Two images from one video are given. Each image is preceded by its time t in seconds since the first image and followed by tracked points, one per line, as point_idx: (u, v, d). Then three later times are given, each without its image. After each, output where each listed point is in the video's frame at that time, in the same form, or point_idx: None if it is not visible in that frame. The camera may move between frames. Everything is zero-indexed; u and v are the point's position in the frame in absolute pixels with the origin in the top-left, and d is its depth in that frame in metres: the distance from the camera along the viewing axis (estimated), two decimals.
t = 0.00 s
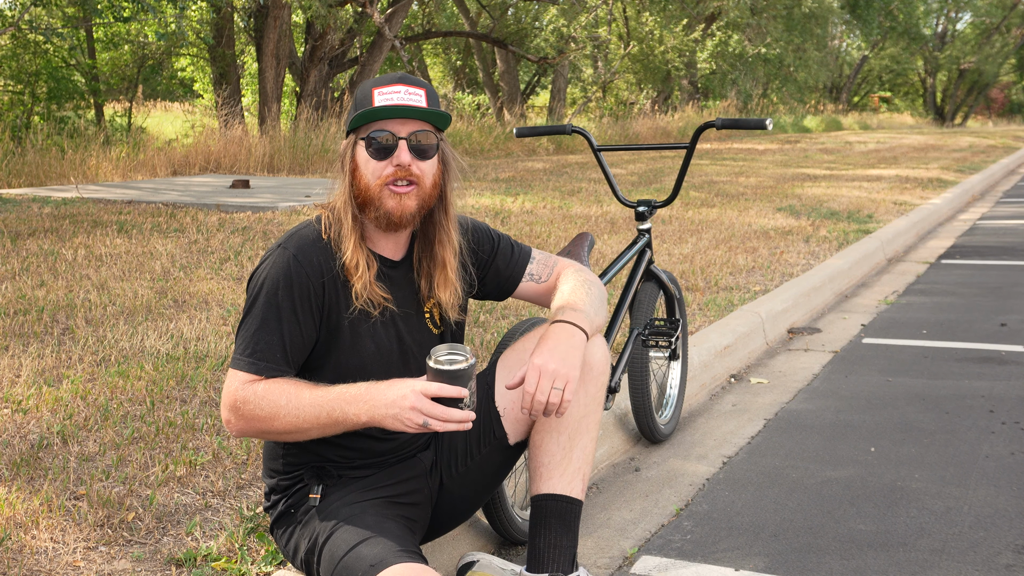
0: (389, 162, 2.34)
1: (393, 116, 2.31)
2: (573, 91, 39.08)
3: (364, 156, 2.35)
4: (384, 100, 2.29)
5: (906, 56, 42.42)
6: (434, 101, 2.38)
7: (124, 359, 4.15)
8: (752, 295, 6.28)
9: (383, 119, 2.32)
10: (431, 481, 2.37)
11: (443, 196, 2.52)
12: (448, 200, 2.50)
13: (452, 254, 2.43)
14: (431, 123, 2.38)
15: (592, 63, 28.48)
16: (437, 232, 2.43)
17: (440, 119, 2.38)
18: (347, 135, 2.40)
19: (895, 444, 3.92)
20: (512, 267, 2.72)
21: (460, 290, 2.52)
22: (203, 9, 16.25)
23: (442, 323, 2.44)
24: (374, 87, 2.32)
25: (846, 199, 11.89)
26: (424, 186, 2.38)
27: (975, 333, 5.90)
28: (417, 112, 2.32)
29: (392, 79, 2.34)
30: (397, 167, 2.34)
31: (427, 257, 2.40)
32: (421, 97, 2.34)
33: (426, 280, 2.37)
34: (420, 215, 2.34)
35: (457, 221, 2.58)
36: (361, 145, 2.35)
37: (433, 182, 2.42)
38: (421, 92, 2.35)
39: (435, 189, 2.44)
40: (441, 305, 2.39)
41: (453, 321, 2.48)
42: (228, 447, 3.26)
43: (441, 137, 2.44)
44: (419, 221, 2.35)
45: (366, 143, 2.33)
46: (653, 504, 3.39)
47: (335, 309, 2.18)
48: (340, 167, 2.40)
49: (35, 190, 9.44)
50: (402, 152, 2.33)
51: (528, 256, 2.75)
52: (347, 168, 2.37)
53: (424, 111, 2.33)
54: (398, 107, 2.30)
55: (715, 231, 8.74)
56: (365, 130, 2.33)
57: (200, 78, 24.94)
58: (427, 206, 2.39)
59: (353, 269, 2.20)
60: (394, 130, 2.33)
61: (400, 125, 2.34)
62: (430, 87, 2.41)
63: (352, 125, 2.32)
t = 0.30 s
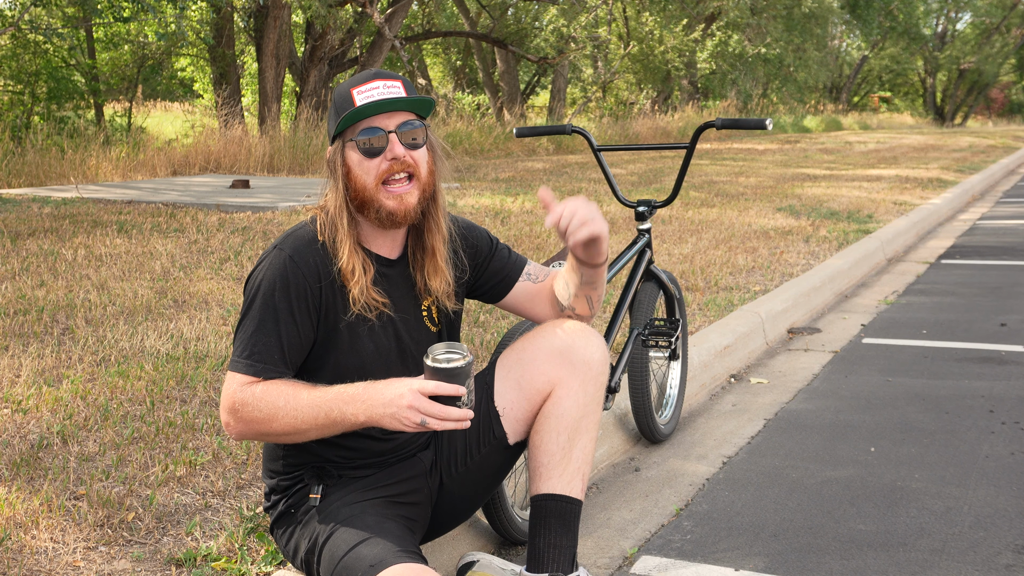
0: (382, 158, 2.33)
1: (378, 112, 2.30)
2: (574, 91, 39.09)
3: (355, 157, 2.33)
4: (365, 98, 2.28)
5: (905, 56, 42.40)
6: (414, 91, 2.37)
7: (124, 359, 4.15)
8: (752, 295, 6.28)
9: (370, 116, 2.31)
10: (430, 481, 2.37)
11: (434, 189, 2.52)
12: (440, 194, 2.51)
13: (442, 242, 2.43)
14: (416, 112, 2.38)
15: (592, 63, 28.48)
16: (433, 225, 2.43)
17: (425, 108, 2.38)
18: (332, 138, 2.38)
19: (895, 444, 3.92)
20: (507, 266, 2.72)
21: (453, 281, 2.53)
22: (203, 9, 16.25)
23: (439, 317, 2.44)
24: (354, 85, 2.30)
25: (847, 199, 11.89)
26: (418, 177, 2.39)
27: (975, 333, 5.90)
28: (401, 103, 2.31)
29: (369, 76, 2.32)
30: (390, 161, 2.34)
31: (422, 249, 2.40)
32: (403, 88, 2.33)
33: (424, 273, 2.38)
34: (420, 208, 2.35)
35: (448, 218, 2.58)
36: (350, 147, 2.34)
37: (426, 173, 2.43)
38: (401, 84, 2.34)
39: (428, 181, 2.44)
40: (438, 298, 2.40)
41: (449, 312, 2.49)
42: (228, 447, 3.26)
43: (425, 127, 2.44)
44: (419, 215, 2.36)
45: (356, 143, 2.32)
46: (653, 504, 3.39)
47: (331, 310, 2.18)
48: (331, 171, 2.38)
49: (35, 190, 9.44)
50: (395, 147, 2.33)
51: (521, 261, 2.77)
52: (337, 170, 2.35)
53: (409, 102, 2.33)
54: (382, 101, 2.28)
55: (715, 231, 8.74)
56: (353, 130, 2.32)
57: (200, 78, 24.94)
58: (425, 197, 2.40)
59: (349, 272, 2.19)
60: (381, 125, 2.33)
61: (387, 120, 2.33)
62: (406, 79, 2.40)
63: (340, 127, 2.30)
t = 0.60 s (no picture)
0: (375, 162, 2.33)
1: (369, 117, 2.30)
2: (574, 91, 39.10)
3: (348, 160, 2.33)
4: (358, 103, 2.29)
5: (905, 56, 42.39)
6: (407, 94, 2.37)
7: (124, 359, 4.15)
8: (752, 295, 6.29)
9: (361, 120, 2.31)
10: (430, 480, 2.37)
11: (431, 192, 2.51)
12: (436, 195, 2.50)
13: (438, 244, 2.42)
14: (409, 117, 2.38)
15: (591, 63, 28.48)
16: (428, 227, 2.42)
17: (418, 111, 2.37)
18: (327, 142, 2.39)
19: (895, 444, 3.92)
20: (505, 262, 2.72)
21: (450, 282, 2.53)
22: (203, 9, 16.25)
23: (438, 318, 2.44)
24: (345, 90, 2.31)
25: (846, 199, 11.89)
26: (412, 181, 2.38)
27: (975, 333, 5.90)
28: (393, 108, 2.31)
29: (362, 79, 2.32)
30: (384, 165, 2.34)
31: (418, 251, 2.40)
32: (394, 92, 2.33)
33: (419, 275, 2.37)
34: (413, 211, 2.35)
35: (445, 218, 2.57)
36: (343, 150, 2.34)
37: (420, 176, 2.42)
38: (392, 87, 2.34)
39: (423, 184, 2.44)
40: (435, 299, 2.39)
41: (447, 313, 2.49)
42: (228, 447, 3.26)
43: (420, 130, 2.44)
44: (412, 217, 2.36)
45: (348, 147, 2.32)
46: (653, 504, 3.39)
47: (329, 311, 2.18)
48: (325, 174, 2.38)
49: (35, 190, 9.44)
50: (386, 151, 2.33)
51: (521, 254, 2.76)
52: (331, 173, 2.35)
53: (401, 105, 2.32)
54: (373, 106, 2.29)
55: (715, 231, 8.74)
56: (346, 134, 2.32)
57: (200, 78, 24.95)
58: (419, 200, 2.39)
59: (344, 274, 2.19)
60: (373, 129, 2.32)
61: (379, 124, 2.32)
62: (401, 81, 2.39)
63: (332, 131, 2.31)
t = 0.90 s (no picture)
0: (376, 168, 2.33)
1: (374, 122, 2.30)
2: (574, 91, 39.11)
3: (350, 165, 2.34)
4: (363, 107, 2.28)
5: (906, 56, 42.38)
6: (415, 101, 2.36)
7: (124, 359, 4.15)
8: (752, 295, 6.29)
9: (365, 126, 2.31)
10: (430, 481, 2.37)
11: (434, 198, 2.51)
12: (439, 199, 2.49)
13: (439, 250, 2.41)
14: (414, 124, 2.37)
15: (591, 63, 28.49)
16: (429, 234, 2.41)
17: (422, 118, 2.36)
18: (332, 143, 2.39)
19: (895, 444, 3.92)
20: (508, 262, 2.72)
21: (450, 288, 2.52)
22: (203, 9, 16.25)
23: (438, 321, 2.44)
24: (352, 93, 2.30)
25: (846, 199, 11.90)
26: (413, 189, 2.38)
27: (975, 333, 5.90)
28: (398, 116, 2.30)
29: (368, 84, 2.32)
30: (384, 173, 2.34)
31: (417, 258, 2.38)
32: (401, 98, 2.32)
33: (418, 283, 2.36)
34: (412, 220, 2.34)
35: (447, 219, 2.57)
36: (347, 154, 2.34)
37: (422, 184, 2.41)
38: (400, 94, 2.32)
39: (425, 191, 2.43)
40: (434, 307, 2.38)
41: (447, 318, 2.48)
42: (228, 448, 3.26)
43: (426, 136, 2.43)
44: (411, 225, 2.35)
45: (351, 152, 2.33)
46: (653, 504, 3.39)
47: (329, 315, 2.18)
48: (328, 175, 2.39)
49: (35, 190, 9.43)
50: (388, 158, 2.33)
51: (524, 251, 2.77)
52: (333, 176, 2.36)
53: (404, 114, 2.31)
54: (377, 112, 2.28)
55: (715, 231, 8.74)
56: (349, 139, 2.32)
57: (200, 78, 24.95)
58: (419, 209, 2.39)
59: (344, 277, 2.18)
60: (377, 136, 2.33)
61: (382, 131, 2.32)
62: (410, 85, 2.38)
63: (336, 134, 2.32)
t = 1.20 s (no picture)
0: (381, 166, 2.33)
1: (382, 120, 2.30)
2: (573, 91, 39.10)
3: (355, 161, 2.34)
4: (372, 104, 2.29)
5: (906, 56, 42.37)
6: (424, 101, 2.37)
7: (124, 359, 4.15)
8: (752, 295, 6.29)
9: (373, 124, 2.31)
10: (430, 481, 2.38)
11: (438, 201, 2.50)
12: (442, 201, 2.49)
13: (443, 256, 2.41)
14: (422, 125, 2.37)
15: (591, 63, 28.48)
16: (433, 237, 2.41)
17: (431, 121, 2.37)
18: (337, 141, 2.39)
19: (895, 444, 3.92)
20: (508, 266, 2.72)
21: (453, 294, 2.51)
22: (203, 9, 16.25)
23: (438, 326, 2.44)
24: (362, 91, 2.31)
25: (846, 199, 11.90)
26: (417, 190, 2.38)
27: (975, 333, 5.90)
28: (406, 115, 2.31)
29: (380, 82, 2.32)
30: (389, 170, 2.34)
31: (420, 261, 2.38)
32: (410, 99, 2.33)
33: (422, 287, 2.36)
34: (415, 221, 2.33)
35: (451, 222, 2.57)
36: (353, 150, 2.34)
37: (426, 185, 2.41)
38: (409, 94, 2.33)
39: (429, 192, 2.43)
40: (436, 310, 2.37)
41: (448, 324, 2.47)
42: (228, 448, 3.26)
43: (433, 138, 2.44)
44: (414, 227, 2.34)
45: (356, 148, 2.33)
46: (653, 504, 3.39)
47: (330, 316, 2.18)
48: (333, 172, 2.39)
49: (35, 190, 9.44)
50: (393, 156, 2.32)
51: (525, 256, 2.76)
52: (338, 173, 2.36)
53: (414, 113, 2.32)
54: (387, 110, 2.29)
55: (715, 231, 8.74)
56: (355, 135, 2.33)
57: (200, 78, 24.95)
58: (423, 210, 2.38)
59: (346, 275, 2.19)
60: (384, 134, 2.32)
61: (390, 129, 2.33)
62: (420, 87, 2.39)
63: (343, 130, 2.32)
